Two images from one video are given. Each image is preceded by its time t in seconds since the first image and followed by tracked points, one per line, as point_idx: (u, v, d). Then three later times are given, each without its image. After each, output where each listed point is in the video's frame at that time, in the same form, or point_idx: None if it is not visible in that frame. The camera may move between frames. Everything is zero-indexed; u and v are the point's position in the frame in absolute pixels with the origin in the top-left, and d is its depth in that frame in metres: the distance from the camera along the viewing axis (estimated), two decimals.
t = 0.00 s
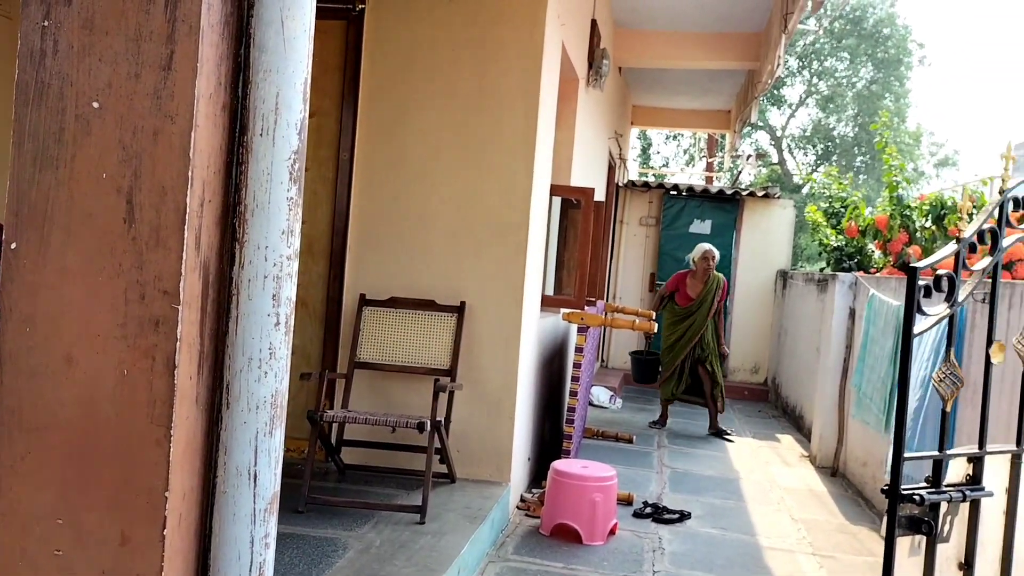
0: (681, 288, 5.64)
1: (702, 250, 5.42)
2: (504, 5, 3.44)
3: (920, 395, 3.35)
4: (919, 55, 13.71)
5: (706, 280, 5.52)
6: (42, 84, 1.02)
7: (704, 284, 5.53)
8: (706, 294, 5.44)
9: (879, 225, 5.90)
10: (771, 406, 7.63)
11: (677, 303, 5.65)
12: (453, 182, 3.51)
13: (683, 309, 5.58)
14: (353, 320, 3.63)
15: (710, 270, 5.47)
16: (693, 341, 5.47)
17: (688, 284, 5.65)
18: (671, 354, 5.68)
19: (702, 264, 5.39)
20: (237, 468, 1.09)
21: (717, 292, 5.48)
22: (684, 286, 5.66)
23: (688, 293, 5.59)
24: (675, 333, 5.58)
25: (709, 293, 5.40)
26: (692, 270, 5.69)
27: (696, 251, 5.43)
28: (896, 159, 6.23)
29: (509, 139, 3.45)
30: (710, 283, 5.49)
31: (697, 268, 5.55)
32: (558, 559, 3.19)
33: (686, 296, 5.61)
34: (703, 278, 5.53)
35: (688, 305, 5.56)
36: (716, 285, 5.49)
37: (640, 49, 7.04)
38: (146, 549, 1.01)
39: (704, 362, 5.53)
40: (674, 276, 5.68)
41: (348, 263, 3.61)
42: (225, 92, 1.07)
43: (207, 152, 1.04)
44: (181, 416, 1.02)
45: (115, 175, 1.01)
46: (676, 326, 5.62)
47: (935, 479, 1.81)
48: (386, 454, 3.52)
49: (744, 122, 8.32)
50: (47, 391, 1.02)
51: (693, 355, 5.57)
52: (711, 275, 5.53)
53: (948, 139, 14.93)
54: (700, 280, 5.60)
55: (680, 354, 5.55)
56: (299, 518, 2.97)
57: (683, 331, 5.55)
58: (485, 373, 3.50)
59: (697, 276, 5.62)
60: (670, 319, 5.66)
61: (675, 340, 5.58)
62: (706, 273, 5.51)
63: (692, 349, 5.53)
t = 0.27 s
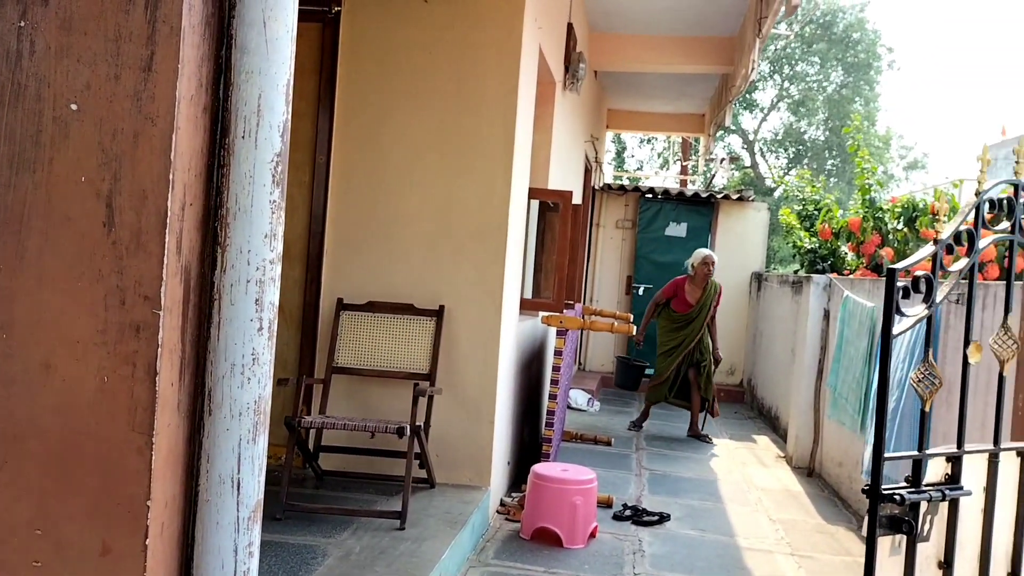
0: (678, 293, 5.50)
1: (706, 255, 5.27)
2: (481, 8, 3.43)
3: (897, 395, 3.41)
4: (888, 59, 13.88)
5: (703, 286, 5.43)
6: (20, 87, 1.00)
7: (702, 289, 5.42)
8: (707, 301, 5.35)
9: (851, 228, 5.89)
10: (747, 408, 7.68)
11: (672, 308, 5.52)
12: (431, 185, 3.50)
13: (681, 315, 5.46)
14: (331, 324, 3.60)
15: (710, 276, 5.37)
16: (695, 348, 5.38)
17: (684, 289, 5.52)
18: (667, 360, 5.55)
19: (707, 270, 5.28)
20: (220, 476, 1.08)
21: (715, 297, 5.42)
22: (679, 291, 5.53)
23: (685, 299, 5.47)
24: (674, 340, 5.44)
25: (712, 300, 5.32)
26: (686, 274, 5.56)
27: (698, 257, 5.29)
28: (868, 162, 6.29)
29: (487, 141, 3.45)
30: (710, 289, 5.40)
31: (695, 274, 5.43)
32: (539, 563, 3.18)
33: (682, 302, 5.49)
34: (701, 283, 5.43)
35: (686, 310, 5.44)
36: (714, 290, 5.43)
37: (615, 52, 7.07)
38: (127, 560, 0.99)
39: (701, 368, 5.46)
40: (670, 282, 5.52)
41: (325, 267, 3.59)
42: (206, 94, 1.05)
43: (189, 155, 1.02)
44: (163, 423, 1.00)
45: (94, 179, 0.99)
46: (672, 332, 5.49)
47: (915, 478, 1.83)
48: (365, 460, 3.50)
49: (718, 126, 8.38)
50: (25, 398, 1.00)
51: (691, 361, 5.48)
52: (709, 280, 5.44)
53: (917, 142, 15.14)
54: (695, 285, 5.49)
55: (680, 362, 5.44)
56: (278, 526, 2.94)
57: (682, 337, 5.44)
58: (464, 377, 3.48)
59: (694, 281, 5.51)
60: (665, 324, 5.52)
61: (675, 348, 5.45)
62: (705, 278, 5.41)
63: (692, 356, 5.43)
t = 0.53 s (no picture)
0: (661, 296, 5.51)
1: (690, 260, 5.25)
2: (457, 11, 3.44)
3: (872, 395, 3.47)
4: (857, 63, 14.09)
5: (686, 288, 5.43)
6: None
7: (685, 292, 5.43)
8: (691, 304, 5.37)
9: (824, 230, 5.96)
10: (722, 408, 7.74)
11: (655, 311, 5.52)
12: (408, 188, 3.49)
13: (665, 318, 5.47)
14: (307, 328, 3.58)
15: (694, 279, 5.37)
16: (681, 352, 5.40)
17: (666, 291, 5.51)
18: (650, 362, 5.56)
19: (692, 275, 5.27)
20: (203, 482, 1.07)
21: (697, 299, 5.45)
22: (662, 294, 5.52)
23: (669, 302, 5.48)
24: (659, 343, 5.45)
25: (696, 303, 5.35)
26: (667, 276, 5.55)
27: (683, 262, 5.26)
28: (839, 165, 6.37)
29: (463, 144, 3.45)
30: (693, 292, 5.42)
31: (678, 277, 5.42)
32: (518, 565, 3.18)
33: (665, 304, 5.49)
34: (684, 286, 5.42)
35: (670, 314, 5.45)
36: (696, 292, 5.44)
37: (589, 55, 7.10)
38: (109, 569, 0.98)
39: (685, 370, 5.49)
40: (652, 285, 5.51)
41: (301, 271, 3.57)
42: (187, 98, 1.05)
43: (170, 159, 1.02)
44: (145, 429, 0.99)
45: (73, 184, 0.98)
46: (656, 335, 5.49)
47: (890, 477, 1.85)
48: (343, 464, 3.49)
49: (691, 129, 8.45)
50: (3, 405, 0.99)
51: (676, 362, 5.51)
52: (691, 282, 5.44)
53: (886, 145, 15.36)
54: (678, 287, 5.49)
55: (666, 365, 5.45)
56: (255, 532, 2.92)
57: (667, 340, 5.45)
58: (442, 380, 3.48)
59: (676, 283, 5.50)
60: (648, 327, 5.52)
61: (660, 352, 5.45)
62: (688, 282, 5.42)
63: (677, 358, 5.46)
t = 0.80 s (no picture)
0: (638, 298, 5.55)
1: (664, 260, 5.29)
2: (439, 12, 3.44)
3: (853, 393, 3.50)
4: (835, 63, 14.20)
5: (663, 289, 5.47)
6: None
7: (662, 293, 5.46)
8: (667, 304, 5.39)
9: (804, 229, 6.02)
10: (703, 407, 7.78)
11: (634, 314, 5.56)
12: (390, 189, 3.49)
13: (643, 319, 5.49)
14: (289, 330, 3.57)
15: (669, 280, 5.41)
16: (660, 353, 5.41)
17: (644, 293, 5.56)
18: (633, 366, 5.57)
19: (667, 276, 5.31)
20: (190, 485, 1.07)
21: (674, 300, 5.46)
22: (639, 296, 5.57)
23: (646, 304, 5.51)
24: (639, 346, 5.46)
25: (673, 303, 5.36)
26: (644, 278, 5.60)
27: (657, 263, 5.31)
28: (818, 165, 6.41)
29: (445, 144, 3.45)
30: (670, 292, 5.45)
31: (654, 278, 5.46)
32: (503, 566, 3.19)
33: (644, 306, 5.53)
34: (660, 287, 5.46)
35: (648, 315, 5.48)
36: (674, 293, 5.47)
37: (570, 56, 7.12)
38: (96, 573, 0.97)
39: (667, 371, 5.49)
40: (629, 287, 5.56)
41: (283, 272, 3.55)
42: (172, 100, 1.04)
43: (155, 161, 1.01)
44: (131, 433, 0.99)
45: (58, 186, 0.98)
46: (636, 338, 5.51)
47: (871, 473, 1.87)
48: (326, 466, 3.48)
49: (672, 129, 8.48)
50: None
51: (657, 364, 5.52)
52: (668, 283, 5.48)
53: (864, 144, 15.49)
54: (655, 288, 5.53)
55: (647, 368, 5.45)
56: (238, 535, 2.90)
57: (647, 342, 5.47)
58: (425, 381, 3.48)
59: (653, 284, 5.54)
60: (628, 331, 5.54)
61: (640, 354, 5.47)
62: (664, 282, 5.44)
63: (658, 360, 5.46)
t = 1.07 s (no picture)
0: (629, 296, 5.55)
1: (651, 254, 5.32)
2: (437, 13, 3.44)
3: (850, 391, 3.51)
4: (833, 62, 14.21)
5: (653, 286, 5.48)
6: None
7: (652, 289, 5.48)
8: (656, 299, 5.38)
9: (801, 228, 6.05)
10: (702, 406, 7.79)
11: (625, 311, 5.56)
12: (389, 189, 3.49)
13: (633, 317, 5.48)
14: (288, 331, 3.58)
15: (658, 275, 5.43)
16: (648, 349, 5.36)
17: (635, 290, 5.59)
18: (624, 364, 5.52)
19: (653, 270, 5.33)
20: (190, 485, 1.07)
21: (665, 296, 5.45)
22: (630, 293, 5.60)
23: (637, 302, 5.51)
24: (628, 342, 5.43)
25: (660, 298, 5.35)
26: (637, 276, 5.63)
27: (644, 257, 5.35)
28: (816, 164, 6.43)
29: (442, 145, 3.46)
30: (659, 289, 5.45)
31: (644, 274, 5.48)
32: (502, 565, 3.19)
33: (634, 303, 5.55)
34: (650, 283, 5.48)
35: (637, 312, 5.48)
36: (664, 289, 5.46)
37: (568, 56, 7.13)
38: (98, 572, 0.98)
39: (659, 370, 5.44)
40: (620, 286, 5.58)
41: (281, 272, 3.56)
42: (172, 103, 1.05)
43: (155, 163, 1.02)
44: (132, 433, 1.00)
45: (59, 189, 0.98)
46: (626, 335, 5.48)
47: (868, 471, 1.88)
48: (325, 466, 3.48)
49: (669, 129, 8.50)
50: None
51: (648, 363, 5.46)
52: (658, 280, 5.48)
53: (862, 143, 15.51)
54: (646, 286, 5.55)
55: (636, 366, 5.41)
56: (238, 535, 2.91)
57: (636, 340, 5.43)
58: (424, 381, 3.49)
59: (643, 283, 5.55)
60: (619, 328, 5.52)
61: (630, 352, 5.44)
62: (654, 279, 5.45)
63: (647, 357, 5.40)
